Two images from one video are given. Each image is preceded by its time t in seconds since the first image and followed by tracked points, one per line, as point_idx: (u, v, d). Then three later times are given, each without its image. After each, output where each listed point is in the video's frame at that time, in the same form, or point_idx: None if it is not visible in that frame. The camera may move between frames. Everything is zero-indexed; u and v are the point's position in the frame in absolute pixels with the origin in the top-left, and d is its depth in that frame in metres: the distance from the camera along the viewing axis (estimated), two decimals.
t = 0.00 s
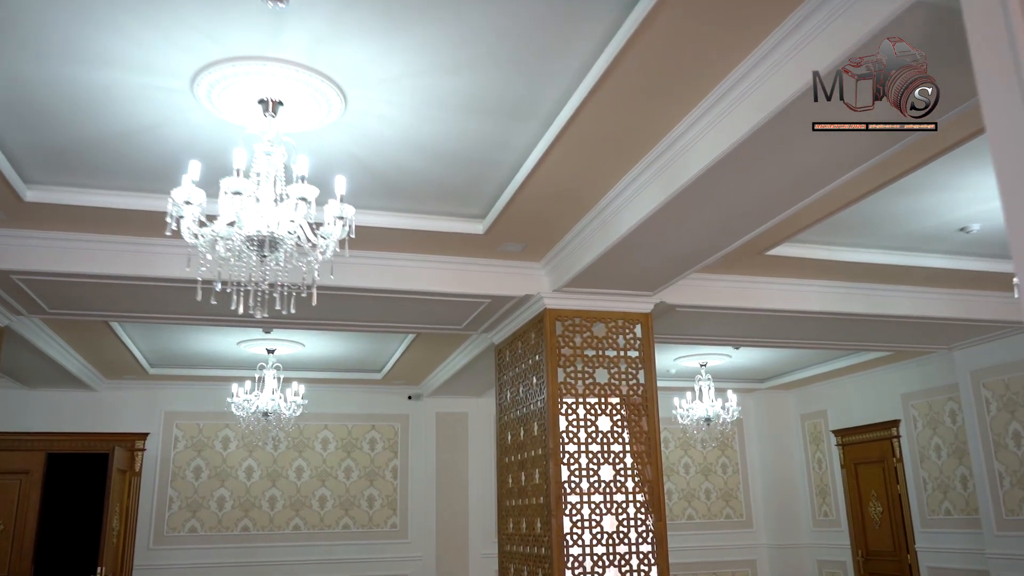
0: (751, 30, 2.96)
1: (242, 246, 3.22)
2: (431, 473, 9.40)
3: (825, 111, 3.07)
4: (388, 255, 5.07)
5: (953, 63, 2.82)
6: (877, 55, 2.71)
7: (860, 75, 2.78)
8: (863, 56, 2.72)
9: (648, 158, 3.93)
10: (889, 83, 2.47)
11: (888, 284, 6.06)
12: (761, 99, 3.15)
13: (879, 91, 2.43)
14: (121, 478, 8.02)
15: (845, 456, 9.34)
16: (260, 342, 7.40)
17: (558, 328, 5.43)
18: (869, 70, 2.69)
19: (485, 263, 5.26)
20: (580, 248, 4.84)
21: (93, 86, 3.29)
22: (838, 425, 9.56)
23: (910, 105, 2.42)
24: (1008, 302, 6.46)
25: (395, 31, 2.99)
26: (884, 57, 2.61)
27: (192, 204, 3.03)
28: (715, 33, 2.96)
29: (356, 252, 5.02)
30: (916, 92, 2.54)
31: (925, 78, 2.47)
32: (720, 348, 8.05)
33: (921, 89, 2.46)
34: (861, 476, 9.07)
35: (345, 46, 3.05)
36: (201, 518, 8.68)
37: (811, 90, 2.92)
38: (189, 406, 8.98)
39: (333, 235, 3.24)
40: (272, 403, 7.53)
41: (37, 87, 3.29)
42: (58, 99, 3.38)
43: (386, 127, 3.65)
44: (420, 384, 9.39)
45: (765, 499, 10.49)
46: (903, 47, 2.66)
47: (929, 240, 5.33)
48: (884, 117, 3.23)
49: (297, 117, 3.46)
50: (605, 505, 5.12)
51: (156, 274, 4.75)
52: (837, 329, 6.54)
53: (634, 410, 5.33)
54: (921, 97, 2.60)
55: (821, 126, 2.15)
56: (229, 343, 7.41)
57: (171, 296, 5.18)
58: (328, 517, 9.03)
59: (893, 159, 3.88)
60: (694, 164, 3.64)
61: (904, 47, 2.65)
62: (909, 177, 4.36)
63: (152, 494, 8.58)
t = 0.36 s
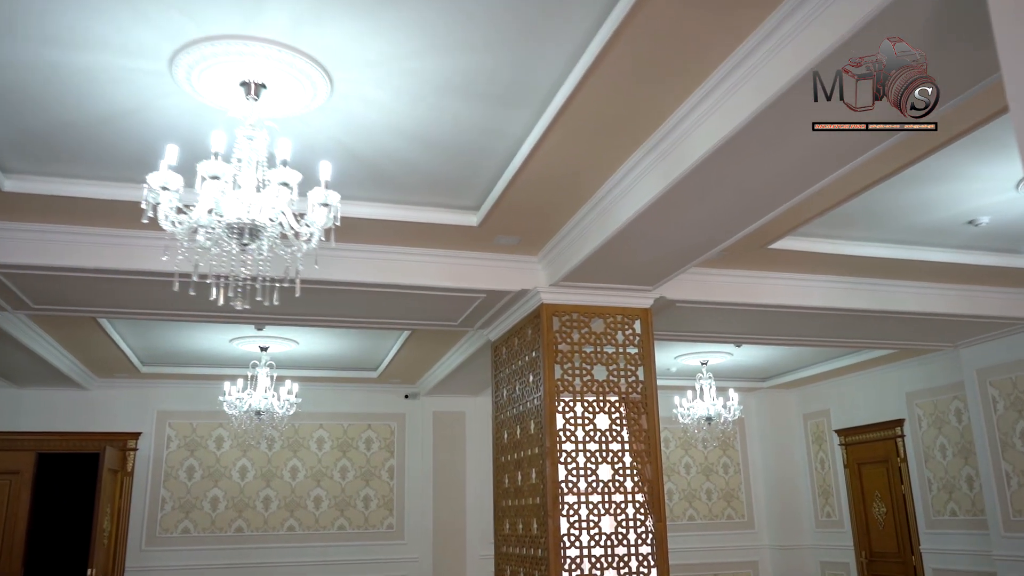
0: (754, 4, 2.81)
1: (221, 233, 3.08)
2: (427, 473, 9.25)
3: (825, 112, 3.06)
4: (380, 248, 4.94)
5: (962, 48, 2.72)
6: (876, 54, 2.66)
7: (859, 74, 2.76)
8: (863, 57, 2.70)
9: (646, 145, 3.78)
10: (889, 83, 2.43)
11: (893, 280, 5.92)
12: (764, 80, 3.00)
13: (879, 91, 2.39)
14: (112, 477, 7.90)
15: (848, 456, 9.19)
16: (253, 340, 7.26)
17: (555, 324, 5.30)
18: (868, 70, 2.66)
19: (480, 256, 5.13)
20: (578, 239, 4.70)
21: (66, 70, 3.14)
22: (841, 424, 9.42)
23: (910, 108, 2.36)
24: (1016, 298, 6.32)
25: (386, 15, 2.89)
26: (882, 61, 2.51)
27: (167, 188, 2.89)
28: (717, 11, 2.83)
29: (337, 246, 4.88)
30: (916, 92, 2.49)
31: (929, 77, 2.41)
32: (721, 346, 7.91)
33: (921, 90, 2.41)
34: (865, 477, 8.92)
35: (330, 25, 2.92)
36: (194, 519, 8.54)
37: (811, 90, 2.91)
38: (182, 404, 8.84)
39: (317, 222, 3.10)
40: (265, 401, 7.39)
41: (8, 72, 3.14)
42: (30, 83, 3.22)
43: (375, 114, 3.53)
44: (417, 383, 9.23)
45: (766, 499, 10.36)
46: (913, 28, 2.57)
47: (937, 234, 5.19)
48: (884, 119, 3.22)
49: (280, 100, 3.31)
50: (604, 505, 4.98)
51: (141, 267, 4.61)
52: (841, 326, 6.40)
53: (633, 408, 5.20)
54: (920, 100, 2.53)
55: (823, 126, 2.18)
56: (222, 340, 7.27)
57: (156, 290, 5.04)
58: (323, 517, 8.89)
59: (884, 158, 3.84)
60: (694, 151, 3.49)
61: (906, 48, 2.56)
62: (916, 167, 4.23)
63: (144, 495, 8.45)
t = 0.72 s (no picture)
0: None
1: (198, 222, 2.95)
2: (423, 473, 9.12)
3: (826, 112, 3.06)
4: (371, 241, 4.81)
5: (966, 40, 2.67)
6: (876, 54, 2.65)
7: (859, 75, 2.75)
8: (863, 57, 2.69)
9: (645, 129, 3.63)
10: (889, 82, 2.40)
11: (897, 274, 5.78)
12: (767, 57, 2.85)
13: (878, 91, 2.37)
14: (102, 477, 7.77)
15: (851, 455, 9.06)
16: (245, 337, 7.14)
17: (551, 319, 5.17)
18: (869, 70, 2.65)
19: (473, 250, 5.00)
20: (574, 230, 4.55)
21: (37, 52, 3.00)
22: (843, 423, 9.28)
23: (910, 108, 2.33)
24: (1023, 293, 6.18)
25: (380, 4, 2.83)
26: (883, 60, 2.46)
27: (141, 173, 2.76)
28: None
29: (321, 239, 4.73)
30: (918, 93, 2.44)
31: (930, 77, 2.35)
32: (722, 342, 7.77)
33: (922, 90, 2.36)
34: (867, 476, 8.79)
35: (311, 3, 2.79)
36: (186, 519, 8.41)
37: (811, 90, 2.91)
38: (174, 403, 8.71)
39: (299, 209, 2.97)
40: (258, 399, 7.25)
41: None
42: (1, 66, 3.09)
43: (363, 101, 3.43)
44: (413, 381, 9.10)
45: (767, 499, 10.23)
46: (918, 18, 2.51)
47: (943, 227, 5.08)
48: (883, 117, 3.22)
49: (260, 83, 3.18)
50: (601, 505, 4.85)
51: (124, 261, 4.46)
52: (843, 322, 6.28)
53: (631, 405, 5.07)
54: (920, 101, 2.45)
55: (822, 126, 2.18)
56: (213, 337, 7.14)
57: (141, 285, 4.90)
58: (318, 518, 8.76)
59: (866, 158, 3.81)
60: (694, 134, 3.34)
61: (905, 47, 2.54)
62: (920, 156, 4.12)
63: (136, 495, 8.31)
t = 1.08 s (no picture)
0: None
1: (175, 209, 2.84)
2: (421, 473, 9.01)
3: (827, 113, 3.06)
4: (364, 234, 4.70)
5: (969, 33, 2.63)
6: (876, 54, 2.66)
7: (860, 75, 2.75)
8: (863, 57, 2.71)
9: (643, 112, 3.48)
10: (889, 82, 2.58)
11: (902, 269, 5.67)
12: (770, 35, 2.71)
13: (879, 92, 2.54)
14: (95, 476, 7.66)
15: (854, 454, 8.93)
16: (238, 334, 7.03)
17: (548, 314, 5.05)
18: (868, 71, 2.68)
19: (466, 244, 4.89)
20: (571, 221, 4.42)
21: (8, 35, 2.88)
22: (846, 422, 9.16)
23: (909, 108, 2.49)
24: None
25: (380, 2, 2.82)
26: (883, 60, 2.60)
27: (114, 157, 2.64)
28: None
29: (310, 232, 4.62)
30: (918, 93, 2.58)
31: (930, 78, 2.49)
32: (723, 339, 7.65)
33: (922, 90, 2.50)
34: (870, 475, 8.66)
35: None
36: (180, 520, 8.30)
37: (811, 90, 2.90)
38: (168, 402, 8.59)
39: (282, 195, 2.90)
40: (252, 397, 7.13)
41: None
42: None
43: (355, 93, 3.36)
44: (410, 379, 8.98)
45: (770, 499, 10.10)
46: (918, 16, 2.51)
47: (950, 219, 4.96)
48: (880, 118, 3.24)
49: (242, 66, 3.08)
50: (598, 504, 4.73)
51: (105, 254, 4.24)
52: (847, 318, 6.17)
53: (629, 402, 4.95)
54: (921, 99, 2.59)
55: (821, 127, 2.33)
56: (206, 334, 7.03)
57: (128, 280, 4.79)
58: (314, 518, 8.65)
59: (858, 153, 3.78)
60: (694, 117, 3.19)
61: (906, 47, 2.60)
62: (922, 149, 4.05)
63: (129, 495, 8.21)
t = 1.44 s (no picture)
0: None
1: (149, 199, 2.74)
2: (419, 473, 8.90)
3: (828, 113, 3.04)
4: (356, 228, 4.59)
5: (978, 18, 2.52)
6: (876, 54, 2.64)
7: (860, 75, 2.74)
8: (863, 57, 2.66)
9: (640, 99, 3.35)
10: (889, 82, 2.40)
11: (908, 264, 5.54)
12: (770, 16, 2.59)
13: (877, 91, 2.35)
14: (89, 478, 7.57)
15: (859, 454, 8.80)
16: (232, 333, 6.92)
17: (544, 310, 4.93)
18: (869, 70, 2.63)
19: (461, 239, 4.78)
20: (566, 215, 4.31)
21: None
22: (850, 422, 9.03)
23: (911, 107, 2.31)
24: None
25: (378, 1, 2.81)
26: (883, 60, 2.48)
27: (84, 143, 2.53)
28: None
29: (299, 226, 4.51)
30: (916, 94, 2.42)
31: (930, 77, 2.31)
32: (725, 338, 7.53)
33: (922, 90, 2.32)
34: (875, 475, 8.53)
35: None
36: (175, 521, 8.19)
37: (811, 90, 2.88)
38: (164, 402, 8.50)
39: (262, 184, 2.78)
40: (247, 395, 7.03)
41: None
42: None
43: (349, 87, 3.31)
44: (408, 379, 8.87)
45: (773, 500, 9.97)
46: (919, 16, 2.49)
47: (957, 213, 4.84)
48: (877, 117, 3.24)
49: (221, 51, 2.97)
50: (596, 506, 4.61)
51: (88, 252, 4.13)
52: (851, 316, 6.06)
53: (628, 401, 4.83)
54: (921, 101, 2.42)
55: (822, 127, 2.20)
56: (200, 333, 6.92)
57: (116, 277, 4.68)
58: (311, 519, 8.54)
59: (843, 152, 3.73)
60: (692, 104, 3.06)
61: (905, 46, 2.53)
62: (924, 145, 3.98)
63: (124, 497, 8.11)
